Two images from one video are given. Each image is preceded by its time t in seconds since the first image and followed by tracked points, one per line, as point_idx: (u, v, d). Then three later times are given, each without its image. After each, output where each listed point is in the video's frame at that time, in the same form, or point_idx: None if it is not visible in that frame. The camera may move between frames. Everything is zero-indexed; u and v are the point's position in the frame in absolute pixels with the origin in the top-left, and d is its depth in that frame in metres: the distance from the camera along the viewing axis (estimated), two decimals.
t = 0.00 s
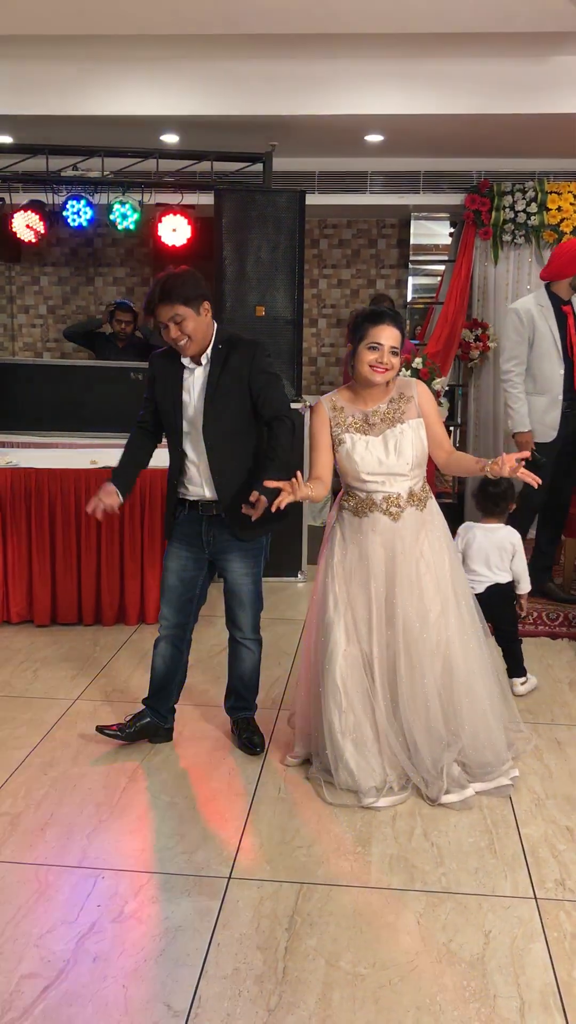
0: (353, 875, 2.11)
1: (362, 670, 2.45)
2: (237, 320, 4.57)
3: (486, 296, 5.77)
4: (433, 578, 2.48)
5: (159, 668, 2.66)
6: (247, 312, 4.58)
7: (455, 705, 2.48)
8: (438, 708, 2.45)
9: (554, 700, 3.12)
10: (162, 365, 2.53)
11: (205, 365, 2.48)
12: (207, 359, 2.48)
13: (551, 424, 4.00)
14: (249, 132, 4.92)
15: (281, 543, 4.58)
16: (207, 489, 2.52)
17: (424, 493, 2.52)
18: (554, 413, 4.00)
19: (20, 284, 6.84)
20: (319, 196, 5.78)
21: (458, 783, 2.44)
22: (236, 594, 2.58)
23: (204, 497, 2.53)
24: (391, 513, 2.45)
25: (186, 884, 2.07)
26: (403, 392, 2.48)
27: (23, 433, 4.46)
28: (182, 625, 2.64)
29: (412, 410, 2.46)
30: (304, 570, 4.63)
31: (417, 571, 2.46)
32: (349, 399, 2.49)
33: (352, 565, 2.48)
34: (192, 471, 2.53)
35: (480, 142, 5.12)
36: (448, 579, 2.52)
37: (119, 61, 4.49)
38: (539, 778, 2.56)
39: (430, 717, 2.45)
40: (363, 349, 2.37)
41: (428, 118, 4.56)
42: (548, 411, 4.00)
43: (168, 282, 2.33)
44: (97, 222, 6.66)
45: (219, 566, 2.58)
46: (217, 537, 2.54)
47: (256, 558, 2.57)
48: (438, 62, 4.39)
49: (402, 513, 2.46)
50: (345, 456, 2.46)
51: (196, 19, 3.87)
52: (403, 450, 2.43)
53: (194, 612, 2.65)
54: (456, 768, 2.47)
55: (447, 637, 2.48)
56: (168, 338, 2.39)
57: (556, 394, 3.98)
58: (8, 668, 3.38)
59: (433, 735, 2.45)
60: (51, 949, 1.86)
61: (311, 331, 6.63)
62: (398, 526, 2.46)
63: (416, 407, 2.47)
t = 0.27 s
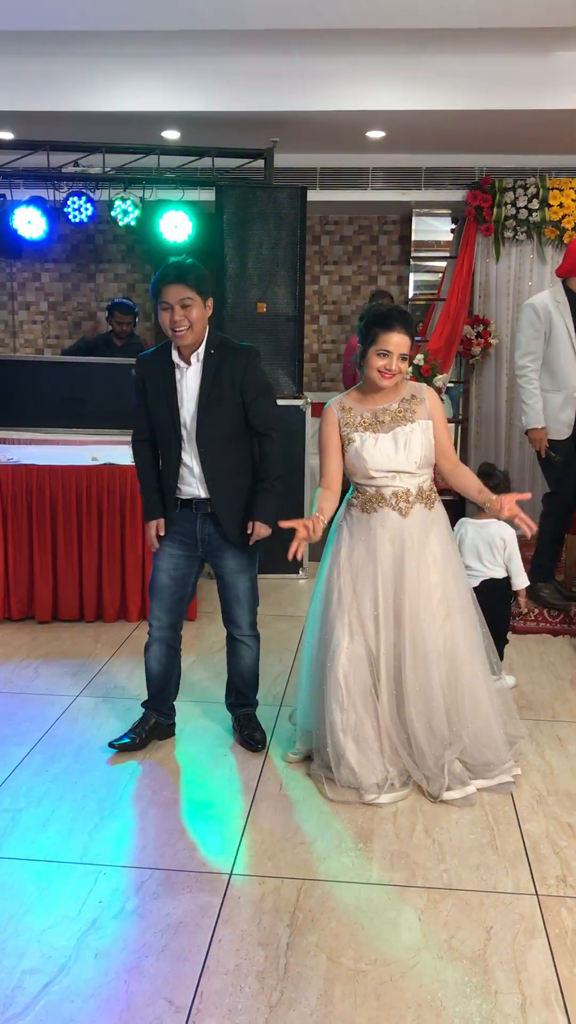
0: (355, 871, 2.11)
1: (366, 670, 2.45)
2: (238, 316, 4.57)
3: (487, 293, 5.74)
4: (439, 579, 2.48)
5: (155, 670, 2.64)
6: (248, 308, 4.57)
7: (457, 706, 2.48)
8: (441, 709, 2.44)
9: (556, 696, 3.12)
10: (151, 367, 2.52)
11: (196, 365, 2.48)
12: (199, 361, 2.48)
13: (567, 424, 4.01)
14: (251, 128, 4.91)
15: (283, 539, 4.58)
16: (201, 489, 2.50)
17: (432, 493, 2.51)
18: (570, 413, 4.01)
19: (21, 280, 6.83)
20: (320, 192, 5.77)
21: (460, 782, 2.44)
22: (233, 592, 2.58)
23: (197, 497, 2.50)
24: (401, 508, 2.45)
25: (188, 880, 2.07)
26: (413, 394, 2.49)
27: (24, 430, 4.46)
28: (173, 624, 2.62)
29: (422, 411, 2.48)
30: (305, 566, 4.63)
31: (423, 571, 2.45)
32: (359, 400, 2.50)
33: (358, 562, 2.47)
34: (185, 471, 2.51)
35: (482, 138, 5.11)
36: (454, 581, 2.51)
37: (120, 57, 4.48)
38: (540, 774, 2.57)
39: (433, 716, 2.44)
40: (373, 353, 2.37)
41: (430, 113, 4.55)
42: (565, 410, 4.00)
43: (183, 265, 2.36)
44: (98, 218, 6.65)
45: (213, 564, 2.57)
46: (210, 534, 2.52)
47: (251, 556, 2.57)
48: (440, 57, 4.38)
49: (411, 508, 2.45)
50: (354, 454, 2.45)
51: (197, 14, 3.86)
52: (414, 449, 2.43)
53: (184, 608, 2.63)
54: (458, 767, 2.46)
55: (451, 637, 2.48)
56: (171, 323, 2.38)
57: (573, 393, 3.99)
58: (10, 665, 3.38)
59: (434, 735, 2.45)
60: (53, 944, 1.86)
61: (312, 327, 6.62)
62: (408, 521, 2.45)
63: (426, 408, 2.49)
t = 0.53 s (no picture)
0: (355, 870, 2.11)
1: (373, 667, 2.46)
2: (237, 315, 4.56)
3: (487, 292, 5.74)
4: (453, 580, 2.47)
5: (149, 671, 2.63)
6: (247, 306, 4.57)
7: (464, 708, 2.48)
8: (448, 708, 2.45)
9: (556, 695, 3.12)
10: (129, 368, 2.50)
11: (181, 364, 2.48)
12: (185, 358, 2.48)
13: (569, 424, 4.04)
14: (251, 126, 4.91)
15: (283, 538, 4.58)
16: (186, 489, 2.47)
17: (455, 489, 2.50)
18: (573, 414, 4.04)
19: (21, 279, 6.83)
20: (320, 191, 5.77)
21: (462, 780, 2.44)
22: (223, 590, 2.57)
23: (181, 496, 2.48)
24: (424, 505, 2.44)
25: (188, 879, 2.07)
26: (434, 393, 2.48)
27: (23, 429, 4.46)
28: (163, 625, 2.61)
29: (442, 409, 2.46)
30: (305, 565, 4.63)
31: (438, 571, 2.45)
32: (380, 400, 2.50)
33: (374, 557, 2.47)
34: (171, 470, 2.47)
35: (481, 136, 5.11)
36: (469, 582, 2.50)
37: (120, 56, 4.48)
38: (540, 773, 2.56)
39: (438, 715, 2.45)
40: (390, 352, 2.39)
41: (430, 112, 4.55)
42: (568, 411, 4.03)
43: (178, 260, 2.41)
44: (98, 216, 6.65)
45: (201, 563, 2.56)
46: (196, 534, 2.52)
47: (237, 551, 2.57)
48: (439, 56, 4.38)
49: (433, 505, 2.45)
50: (376, 454, 2.46)
51: (198, 12, 3.85)
52: (436, 449, 2.44)
53: (173, 609, 2.63)
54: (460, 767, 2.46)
55: (462, 640, 2.47)
56: (163, 315, 2.39)
57: None
58: (9, 664, 3.38)
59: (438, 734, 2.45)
60: (53, 943, 1.86)
61: (311, 326, 6.62)
62: (431, 517, 2.45)
63: (447, 407, 2.47)
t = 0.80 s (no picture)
0: (353, 870, 2.12)
1: (399, 663, 2.44)
2: (235, 315, 4.57)
3: (485, 293, 5.73)
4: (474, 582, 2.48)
5: (148, 670, 2.64)
6: (245, 307, 4.57)
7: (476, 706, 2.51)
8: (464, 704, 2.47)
9: (554, 695, 3.13)
10: (117, 363, 2.46)
11: (171, 362, 2.46)
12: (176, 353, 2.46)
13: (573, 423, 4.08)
14: (249, 127, 4.92)
15: (281, 538, 4.58)
16: (179, 488, 2.47)
17: (484, 489, 2.52)
18: None
19: (19, 279, 6.84)
20: (318, 192, 5.77)
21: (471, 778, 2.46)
22: (218, 586, 2.56)
23: (173, 496, 2.48)
24: (454, 504, 2.46)
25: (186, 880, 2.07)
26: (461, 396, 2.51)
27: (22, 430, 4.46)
28: (160, 626, 2.61)
29: (468, 412, 2.50)
30: (304, 565, 4.64)
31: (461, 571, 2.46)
32: (408, 402, 2.54)
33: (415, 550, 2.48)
34: (161, 470, 2.45)
35: (479, 137, 5.11)
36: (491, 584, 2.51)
37: (118, 57, 4.49)
38: (539, 773, 2.57)
39: (454, 710, 2.46)
40: (415, 351, 2.42)
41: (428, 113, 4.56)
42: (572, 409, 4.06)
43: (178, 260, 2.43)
44: (96, 217, 6.66)
45: (195, 558, 2.56)
46: (190, 529, 2.52)
47: (231, 548, 2.57)
48: (437, 57, 4.39)
49: (462, 504, 2.47)
50: (407, 455, 2.50)
51: (195, 13, 3.85)
52: (464, 449, 2.47)
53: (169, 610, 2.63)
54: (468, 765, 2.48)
55: (480, 639, 2.49)
56: (161, 311, 2.38)
57: None
58: (8, 665, 3.38)
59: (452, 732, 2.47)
60: (52, 944, 1.86)
61: (309, 327, 6.63)
62: (459, 515, 2.47)
63: (473, 410, 2.51)
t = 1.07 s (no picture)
0: (352, 872, 2.12)
1: (395, 657, 2.52)
2: (234, 317, 4.57)
3: (483, 294, 5.76)
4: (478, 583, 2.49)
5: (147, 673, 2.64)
6: (243, 310, 4.57)
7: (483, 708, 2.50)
8: (466, 705, 2.47)
9: (552, 696, 3.14)
10: (135, 368, 2.50)
11: (185, 363, 2.47)
12: (190, 355, 2.48)
13: None
14: (246, 130, 4.92)
15: (279, 540, 4.58)
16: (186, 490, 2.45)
17: (486, 496, 2.51)
18: None
19: (17, 282, 6.84)
20: (316, 194, 5.78)
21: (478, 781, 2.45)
22: (224, 597, 2.55)
23: (181, 498, 2.46)
24: (441, 504, 2.50)
25: (186, 881, 2.07)
26: (477, 405, 2.48)
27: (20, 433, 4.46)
28: (161, 633, 2.61)
29: (478, 422, 2.47)
30: (302, 568, 4.63)
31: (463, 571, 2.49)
32: (425, 405, 2.58)
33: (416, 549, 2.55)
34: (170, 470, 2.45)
35: (476, 140, 5.12)
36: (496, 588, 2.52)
37: (115, 58, 4.48)
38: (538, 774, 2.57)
39: (456, 711, 2.46)
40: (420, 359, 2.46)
41: (425, 116, 4.56)
42: None
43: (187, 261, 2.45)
44: (94, 220, 6.66)
45: (201, 572, 2.55)
46: (197, 541, 2.50)
47: (238, 558, 2.56)
48: (433, 60, 4.40)
49: (452, 507, 2.49)
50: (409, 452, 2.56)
51: (191, 14, 3.85)
52: (464, 456, 2.46)
53: (172, 617, 2.62)
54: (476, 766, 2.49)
55: (478, 640, 2.49)
56: (174, 314, 2.42)
57: None
58: (6, 668, 3.37)
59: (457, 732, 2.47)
60: (51, 947, 1.86)
61: (308, 329, 6.63)
62: (448, 518, 2.50)
63: (485, 421, 2.47)
